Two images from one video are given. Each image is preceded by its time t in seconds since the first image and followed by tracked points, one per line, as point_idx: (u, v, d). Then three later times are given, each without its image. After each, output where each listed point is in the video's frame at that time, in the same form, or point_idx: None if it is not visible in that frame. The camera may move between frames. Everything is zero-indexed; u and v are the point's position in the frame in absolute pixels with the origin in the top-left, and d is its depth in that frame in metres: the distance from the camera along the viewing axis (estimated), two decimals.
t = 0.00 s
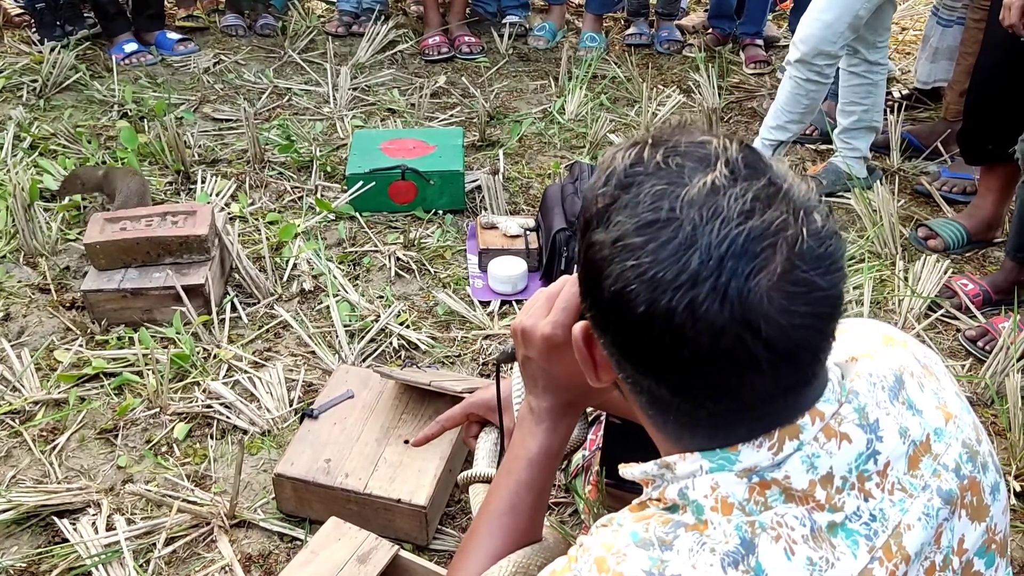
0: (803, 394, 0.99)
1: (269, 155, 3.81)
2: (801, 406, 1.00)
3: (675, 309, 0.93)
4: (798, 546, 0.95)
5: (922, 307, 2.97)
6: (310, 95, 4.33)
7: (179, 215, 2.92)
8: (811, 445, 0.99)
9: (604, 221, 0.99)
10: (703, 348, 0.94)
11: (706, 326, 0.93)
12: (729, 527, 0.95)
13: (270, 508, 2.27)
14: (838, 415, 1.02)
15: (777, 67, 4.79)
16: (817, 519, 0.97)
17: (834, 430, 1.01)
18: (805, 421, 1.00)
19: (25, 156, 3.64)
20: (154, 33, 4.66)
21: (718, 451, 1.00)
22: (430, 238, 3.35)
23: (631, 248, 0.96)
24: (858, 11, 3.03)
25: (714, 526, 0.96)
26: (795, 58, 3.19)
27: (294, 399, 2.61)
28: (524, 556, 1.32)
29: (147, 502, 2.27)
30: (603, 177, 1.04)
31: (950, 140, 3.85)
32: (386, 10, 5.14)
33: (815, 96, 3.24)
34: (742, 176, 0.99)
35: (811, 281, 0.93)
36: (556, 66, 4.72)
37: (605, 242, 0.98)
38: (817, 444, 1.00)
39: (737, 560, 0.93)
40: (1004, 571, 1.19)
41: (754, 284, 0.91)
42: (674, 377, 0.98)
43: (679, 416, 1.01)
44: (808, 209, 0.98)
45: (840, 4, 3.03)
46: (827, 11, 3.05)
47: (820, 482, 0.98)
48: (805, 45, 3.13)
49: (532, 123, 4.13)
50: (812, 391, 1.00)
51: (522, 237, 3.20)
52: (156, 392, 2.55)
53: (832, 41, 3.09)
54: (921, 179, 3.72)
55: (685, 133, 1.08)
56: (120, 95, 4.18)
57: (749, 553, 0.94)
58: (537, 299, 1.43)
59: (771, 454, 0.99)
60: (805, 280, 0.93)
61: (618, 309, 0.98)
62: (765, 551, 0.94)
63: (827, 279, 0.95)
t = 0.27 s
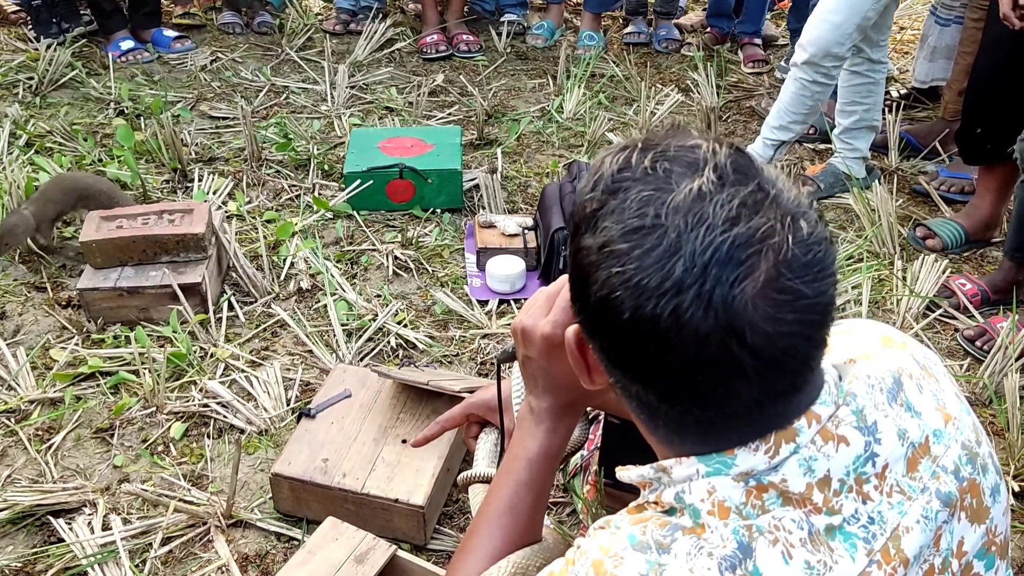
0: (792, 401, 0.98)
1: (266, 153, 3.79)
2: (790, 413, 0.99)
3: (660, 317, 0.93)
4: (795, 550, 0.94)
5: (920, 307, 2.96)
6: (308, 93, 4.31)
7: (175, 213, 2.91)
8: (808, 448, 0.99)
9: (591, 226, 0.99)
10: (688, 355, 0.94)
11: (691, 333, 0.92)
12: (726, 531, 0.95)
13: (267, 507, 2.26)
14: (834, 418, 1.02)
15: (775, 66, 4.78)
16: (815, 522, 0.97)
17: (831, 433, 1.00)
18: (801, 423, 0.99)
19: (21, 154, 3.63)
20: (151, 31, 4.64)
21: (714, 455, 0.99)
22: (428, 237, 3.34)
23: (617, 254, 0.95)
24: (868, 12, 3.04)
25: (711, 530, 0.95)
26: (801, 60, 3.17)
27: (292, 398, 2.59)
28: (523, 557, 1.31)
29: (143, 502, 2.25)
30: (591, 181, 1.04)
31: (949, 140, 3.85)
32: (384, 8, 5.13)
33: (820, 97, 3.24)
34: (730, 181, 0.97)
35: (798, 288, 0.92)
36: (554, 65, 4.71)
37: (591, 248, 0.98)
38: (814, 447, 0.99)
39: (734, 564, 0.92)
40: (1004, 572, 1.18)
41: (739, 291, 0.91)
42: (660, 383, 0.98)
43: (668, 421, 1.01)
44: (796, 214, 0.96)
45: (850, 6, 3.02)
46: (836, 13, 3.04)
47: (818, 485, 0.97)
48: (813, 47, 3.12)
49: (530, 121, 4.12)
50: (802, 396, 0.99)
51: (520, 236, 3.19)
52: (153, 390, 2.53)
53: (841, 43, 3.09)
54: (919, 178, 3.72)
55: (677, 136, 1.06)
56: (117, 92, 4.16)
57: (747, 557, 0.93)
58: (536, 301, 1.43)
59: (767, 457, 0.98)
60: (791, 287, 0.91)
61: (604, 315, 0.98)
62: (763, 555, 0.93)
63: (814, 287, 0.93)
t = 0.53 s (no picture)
0: (784, 400, 0.97)
1: (264, 151, 3.78)
2: (782, 412, 0.98)
3: (649, 317, 0.93)
4: (796, 547, 0.94)
5: (919, 306, 2.96)
6: (307, 91, 4.30)
7: (174, 211, 2.90)
8: (807, 445, 0.98)
9: (582, 227, 0.99)
10: (678, 355, 0.93)
11: (681, 332, 0.92)
12: (727, 529, 0.94)
13: (265, 505, 2.26)
14: (835, 415, 1.01)
15: (775, 64, 4.78)
16: (816, 520, 0.96)
17: (831, 430, 0.99)
18: (801, 421, 0.98)
19: (19, 151, 3.62)
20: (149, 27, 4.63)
21: (714, 453, 0.98)
22: (427, 235, 3.33)
23: (606, 254, 0.95)
24: (874, 11, 3.04)
25: (713, 528, 0.95)
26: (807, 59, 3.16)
27: (290, 396, 2.59)
28: (525, 557, 1.31)
29: (141, 500, 2.25)
30: (582, 183, 1.03)
31: (948, 138, 3.84)
32: (383, 6, 5.12)
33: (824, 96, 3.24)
34: (720, 181, 0.97)
35: (787, 287, 0.91)
36: (553, 63, 4.70)
37: (581, 249, 0.98)
38: (814, 444, 0.98)
39: (735, 562, 0.92)
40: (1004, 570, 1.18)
41: (728, 291, 0.90)
42: (651, 383, 0.97)
43: (661, 421, 1.01)
44: (786, 214, 0.96)
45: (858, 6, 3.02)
46: (842, 13, 3.03)
47: (818, 483, 0.97)
48: (820, 47, 3.11)
49: (529, 119, 4.11)
50: (794, 395, 0.98)
51: (520, 235, 3.18)
52: (151, 388, 2.53)
53: (848, 42, 3.08)
54: (918, 177, 3.72)
55: (669, 136, 1.06)
56: (115, 89, 4.15)
57: (747, 555, 0.93)
58: (538, 302, 1.44)
59: (767, 455, 0.97)
60: (780, 287, 0.91)
61: (595, 316, 0.98)
62: (764, 553, 0.93)
63: (804, 286, 0.93)
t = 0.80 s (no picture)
0: (782, 394, 0.97)
1: (265, 147, 3.78)
2: (781, 407, 0.98)
3: (647, 309, 0.92)
4: (796, 540, 0.93)
5: (920, 304, 2.96)
6: (307, 87, 4.30)
7: (174, 207, 2.90)
8: (807, 439, 0.98)
9: (584, 220, 0.99)
10: (675, 347, 0.93)
11: (678, 325, 0.92)
12: (727, 522, 0.95)
13: (266, 502, 2.26)
14: (834, 409, 1.01)
15: (776, 62, 4.77)
16: (816, 513, 0.96)
17: (830, 424, 1.00)
18: (800, 414, 0.98)
19: (19, 147, 3.61)
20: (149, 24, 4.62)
21: (714, 447, 0.98)
22: (427, 232, 3.33)
23: (605, 246, 0.95)
24: (876, 9, 3.03)
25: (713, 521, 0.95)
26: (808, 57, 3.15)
27: (290, 393, 2.59)
28: (524, 553, 1.31)
29: (141, 496, 2.25)
30: (584, 176, 1.03)
31: (949, 136, 3.84)
32: (384, 3, 5.11)
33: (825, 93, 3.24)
34: (720, 175, 0.97)
35: (784, 281, 0.91)
36: (554, 60, 4.70)
37: (583, 241, 0.98)
38: (813, 438, 0.98)
39: (735, 554, 0.92)
40: (1002, 566, 1.18)
41: (725, 284, 0.90)
42: (651, 376, 0.97)
43: (660, 414, 1.01)
44: (784, 209, 0.95)
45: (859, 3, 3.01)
46: (844, 11, 3.03)
47: (818, 476, 0.97)
48: (821, 45, 3.10)
49: (530, 117, 4.11)
50: (794, 388, 0.98)
51: (520, 232, 3.18)
52: (151, 384, 2.53)
53: (850, 40, 3.08)
54: (919, 175, 3.71)
55: (672, 132, 1.06)
56: (115, 86, 4.14)
57: (747, 548, 0.93)
58: (538, 298, 1.44)
59: (767, 449, 0.97)
60: (778, 281, 0.91)
61: (596, 309, 0.97)
62: (764, 546, 0.93)
63: (801, 281, 0.92)
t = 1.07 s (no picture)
0: (786, 392, 0.97)
1: (270, 144, 3.79)
2: (784, 404, 0.98)
3: (655, 306, 0.93)
4: (796, 535, 0.94)
5: (924, 302, 2.96)
6: (312, 84, 4.30)
7: (179, 204, 2.91)
8: (808, 435, 0.98)
9: (591, 216, 0.99)
10: (681, 345, 0.93)
11: (684, 322, 0.92)
12: (727, 516, 0.95)
13: (270, 498, 2.27)
14: (834, 406, 1.01)
15: (781, 60, 4.77)
16: (816, 509, 0.97)
17: (831, 421, 1.00)
18: (801, 411, 0.99)
19: (24, 144, 3.62)
20: (154, 20, 4.63)
21: (715, 442, 0.99)
22: (431, 230, 3.33)
23: (613, 242, 0.95)
24: (879, 7, 3.02)
25: (713, 515, 0.95)
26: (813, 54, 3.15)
27: (294, 390, 2.60)
28: (524, 549, 1.31)
29: (146, 492, 2.26)
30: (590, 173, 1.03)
31: (954, 134, 3.83)
32: None
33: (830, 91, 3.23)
34: (728, 174, 0.96)
35: (790, 281, 0.91)
36: (559, 58, 4.69)
37: (588, 238, 0.98)
38: (814, 434, 0.99)
39: (734, 549, 0.93)
40: (1004, 563, 1.18)
41: (731, 283, 0.90)
42: (657, 373, 0.97)
43: (665, 411, 1.01)
44: (791, 208, 0.95)
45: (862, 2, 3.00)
46: (847, 8, 3.02)
47: (818, 472, 0.97)
48: (825, 43, 3.09)
49: (534, 114, 4.11)
50: (798, 386, 0.98)
51: (524, 229, 3.18)
52: (156, 381, 2.54)
53: (853, 38, 3.07)
54: (924, 173, 3.71)
55: (680, 128, 1.06)
56: (120, 82, 4.15)
57: (747, 542, 0.93)
58: (536, 295, 1.45)
59: (768, 445, 0.97)
60: (784, 280, 0.91)
61: (601, 303, 0.97)
62: (763, 541, 0.93)
63: (807, 280, 0.92)
